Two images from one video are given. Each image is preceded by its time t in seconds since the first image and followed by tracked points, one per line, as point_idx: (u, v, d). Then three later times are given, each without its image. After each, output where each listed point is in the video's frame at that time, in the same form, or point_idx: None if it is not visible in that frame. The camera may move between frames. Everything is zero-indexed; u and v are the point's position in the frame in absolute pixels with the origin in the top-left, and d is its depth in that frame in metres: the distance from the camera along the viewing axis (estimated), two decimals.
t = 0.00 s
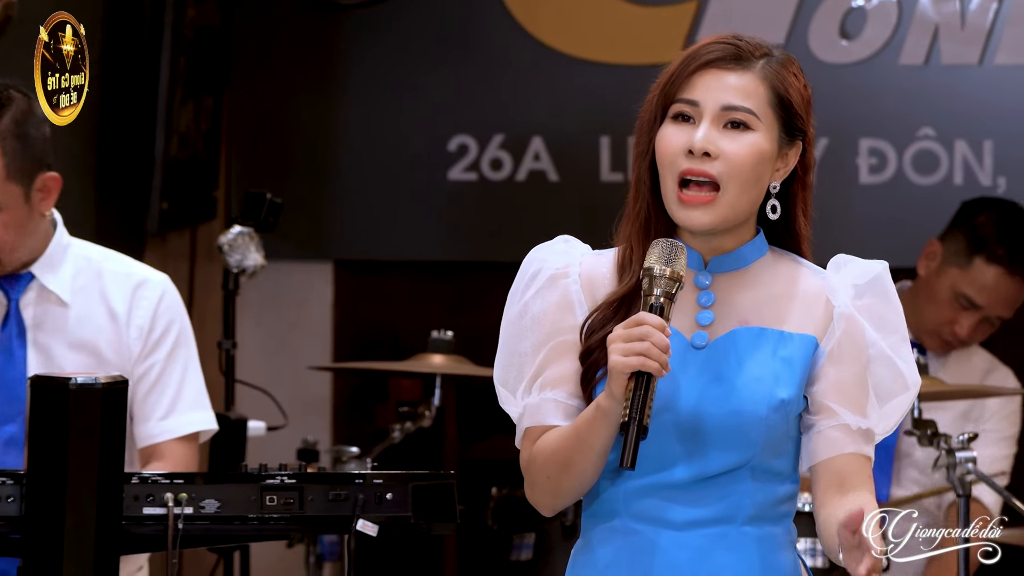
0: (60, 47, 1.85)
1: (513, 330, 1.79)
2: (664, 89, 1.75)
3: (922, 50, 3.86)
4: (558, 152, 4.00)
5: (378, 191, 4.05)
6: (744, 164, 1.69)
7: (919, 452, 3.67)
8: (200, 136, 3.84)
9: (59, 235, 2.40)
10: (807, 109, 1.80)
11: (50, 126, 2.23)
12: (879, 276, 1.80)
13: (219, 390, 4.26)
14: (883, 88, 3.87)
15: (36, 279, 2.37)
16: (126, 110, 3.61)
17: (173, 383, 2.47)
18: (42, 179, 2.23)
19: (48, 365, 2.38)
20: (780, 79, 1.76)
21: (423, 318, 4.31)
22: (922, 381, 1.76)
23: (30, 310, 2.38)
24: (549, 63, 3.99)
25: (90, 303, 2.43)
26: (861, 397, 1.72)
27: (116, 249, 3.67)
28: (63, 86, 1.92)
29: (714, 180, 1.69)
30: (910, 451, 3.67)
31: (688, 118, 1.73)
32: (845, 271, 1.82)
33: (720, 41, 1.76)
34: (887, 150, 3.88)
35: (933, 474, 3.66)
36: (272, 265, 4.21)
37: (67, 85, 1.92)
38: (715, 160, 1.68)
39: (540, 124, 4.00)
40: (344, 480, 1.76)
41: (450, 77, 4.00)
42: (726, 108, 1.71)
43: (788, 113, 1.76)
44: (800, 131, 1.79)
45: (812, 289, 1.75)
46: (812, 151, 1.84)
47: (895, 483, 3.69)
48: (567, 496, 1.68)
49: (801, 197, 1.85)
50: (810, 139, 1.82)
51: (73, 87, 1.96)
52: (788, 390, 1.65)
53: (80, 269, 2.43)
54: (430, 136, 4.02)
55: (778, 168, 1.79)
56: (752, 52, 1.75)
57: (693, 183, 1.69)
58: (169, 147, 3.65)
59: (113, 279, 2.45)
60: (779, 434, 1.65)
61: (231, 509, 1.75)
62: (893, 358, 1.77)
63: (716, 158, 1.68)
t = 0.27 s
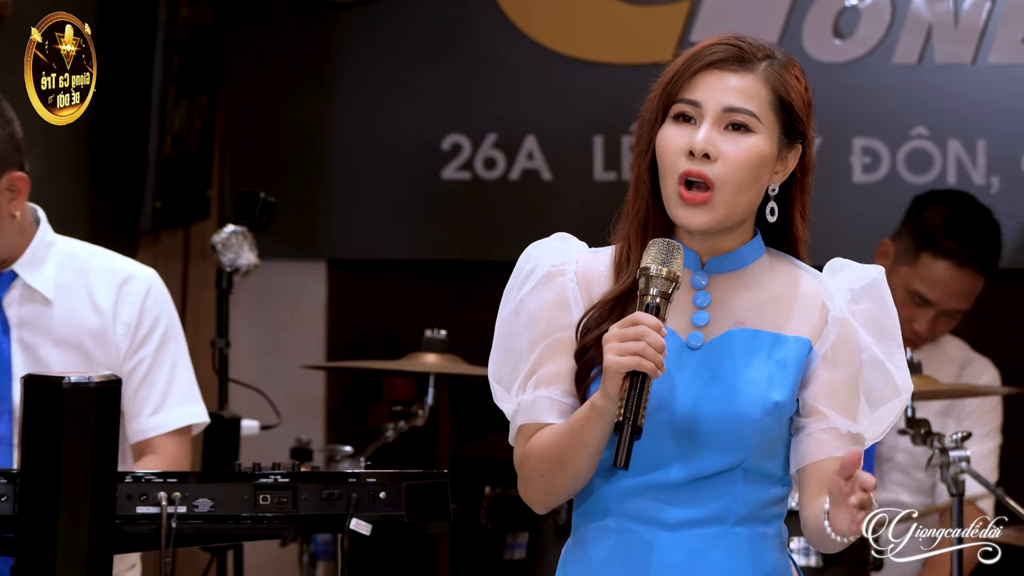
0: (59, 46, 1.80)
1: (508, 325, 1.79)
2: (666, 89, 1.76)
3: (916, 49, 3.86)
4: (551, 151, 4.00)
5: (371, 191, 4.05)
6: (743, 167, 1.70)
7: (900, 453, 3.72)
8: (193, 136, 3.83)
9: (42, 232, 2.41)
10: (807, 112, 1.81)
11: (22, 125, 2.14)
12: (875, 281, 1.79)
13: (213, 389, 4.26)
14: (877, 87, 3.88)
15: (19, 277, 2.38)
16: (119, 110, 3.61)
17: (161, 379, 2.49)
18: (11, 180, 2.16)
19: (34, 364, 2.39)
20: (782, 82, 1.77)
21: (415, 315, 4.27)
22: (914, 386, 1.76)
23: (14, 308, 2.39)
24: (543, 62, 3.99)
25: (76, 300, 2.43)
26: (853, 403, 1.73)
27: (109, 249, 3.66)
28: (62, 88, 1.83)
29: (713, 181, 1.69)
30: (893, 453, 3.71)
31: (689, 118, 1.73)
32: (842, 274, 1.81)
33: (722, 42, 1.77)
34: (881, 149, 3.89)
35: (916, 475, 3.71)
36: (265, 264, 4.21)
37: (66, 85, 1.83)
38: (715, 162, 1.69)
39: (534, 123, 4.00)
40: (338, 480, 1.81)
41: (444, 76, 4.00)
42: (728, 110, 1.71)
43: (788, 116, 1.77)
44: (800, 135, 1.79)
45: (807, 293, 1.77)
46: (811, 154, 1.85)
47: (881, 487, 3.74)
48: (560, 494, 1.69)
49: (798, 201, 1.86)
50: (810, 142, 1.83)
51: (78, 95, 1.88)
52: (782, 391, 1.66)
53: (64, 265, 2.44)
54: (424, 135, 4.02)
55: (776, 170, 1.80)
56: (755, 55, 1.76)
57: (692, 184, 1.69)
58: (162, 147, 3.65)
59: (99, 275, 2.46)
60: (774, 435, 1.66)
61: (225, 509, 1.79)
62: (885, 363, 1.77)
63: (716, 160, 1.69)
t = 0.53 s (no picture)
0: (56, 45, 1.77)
1: (503, 324, 1.80)
2: (664, 89, 1.76)
3: (910, 49, 3.86)
4: (545, 150, 4.01)
5: (365, 190, 4.04)
6: (741, 168, 1.70)
7: (887, 453, 3.71)
8: (187, 135, 3.83)
9: (30, 229, 2.42)
10: (805, 115, 1.82)
11: None
12: (870, 284, 1.80)
13: (206, 388, 4.25)
14: (872, 86, 3.88)
15: (6, 275, 2.38)
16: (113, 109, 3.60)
17: (152, 374, 2.51)
18: None
19: (24, 363, 2.39)
20: (780, 85, 1.77)
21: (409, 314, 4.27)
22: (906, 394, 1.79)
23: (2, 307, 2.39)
24: (537, 61, 3.99)
25: (64, 298, 2.43)
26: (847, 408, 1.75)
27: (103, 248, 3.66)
28: (61, 88, 1.78)
29: (710, 182, 1.69)
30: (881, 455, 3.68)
31: (687, 119, 1.73)
32: (837, 277, 1.82)
33: (722, 44, 1.77)
34: (875, 148, 3.89)
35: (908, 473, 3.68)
36: (259, 263, 4.20)
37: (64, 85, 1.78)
38: (713, 163, 1.69)
39: (528, 123, 4.00)
40: (332, 479, 1.85)
41: (438, 75, 4.00)
42: (727, 111, 1.72)
43: (786, 119, 1.78)
44: (797, 138, 1.80)
45: (802, 294, 1.77)
46: (808, 157, 1.86)
47: (872, 488, 3.71)
48: (554, 493, 1.70)
49: (795, 203, 1.87)
50: (806, 145, 1.83)
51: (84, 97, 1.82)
52: (777, 392, 1.67)
53: (51, 263, 2.43)
54: (418, 134, 4.02)
55: (773, 173, 1.81)
56: (754, 57, 1.77)
57: (689, 185, 1.69)
58: (156, 147, 3.64)
59: (87, 271, 2.46)
60: (767, 437, 1.67)
61: (219, 508, 1.83)
62: (878, 367, 1.79)
63: (714, 161, 1.69)
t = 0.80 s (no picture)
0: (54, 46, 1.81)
1: (496, 328, 1.80)
2: (654, 87, 1.76)
3: (903, 48, 3.87)
4: (539, 149, 4.01)
5: (359, 190, 4.04)
6: (730, 167, 1.70)
7: (878, 451, 3.76)
8: (181, 134, 3.82)
9: (18, 227, 2.44)
10: (794, 114, 1.82)
11: None
12: (864, 281, 1.78)
13: (200, 388, 4.24)
14: (865, 85, 3.88)
15: None
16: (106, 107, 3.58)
17: (145, 371, 2.50)
18: None
19: (14, 362, 2.39)
20: (770, 84, 1.78)
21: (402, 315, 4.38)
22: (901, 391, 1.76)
23: None
24: (530, 60, 3.99)
25: (52, 295, 2.43)
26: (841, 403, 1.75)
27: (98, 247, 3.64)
28: (59, 89, 1.82)
29: (699, 180, 1.70)
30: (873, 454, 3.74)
31: (676, 117, 1.74)
32: (831, 272, 1.80)
33: (711, 43, 1.78)
34: (868, 147, 3.89)
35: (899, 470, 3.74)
36: (253, 262, 4.20)
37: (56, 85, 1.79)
38: (702, 162, 1.69)
39: (522, 122, 4.00)
40: (326, 480, 2.02)
41: (432, 73, 4.00)
42: (716, 110, 1.72)
43: (775, 118, 1.78)
44: (786, 136, 1.80)
45: (794, 291, 1.78)
46: (797, 156, 1.86)
47: (866, 487, 3.76)
48: (552, 496, 1.70)
49: (784, 200, 1.87)
50: (796, 144, 1.84)
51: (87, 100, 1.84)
52: (769, 391, 1.67)
53: (39, 260, 2.44)
54: (411, 133, 4.02)
55: (763, 171, 1.81)
56: (744, 56, 1.77)
57: (679, 184, 1.70)
58: (149, 145, 3.65)
59: (75, 268, 2.46)
60: (759, 435, 1.67)
61: (213, 507, 2.01)
62: (871, 364, 1.77)
63: (703, 160, 1.69)
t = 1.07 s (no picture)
0: (54, 46, 2.16)
1: (489, 339, 1.82)
2: (632, 87, 1.77)
3: (897, 47, 3.87)
4: (533, 148, 4.00)
5: (353, 189, 4.04)
6: (711, 162, 1.70)
7: (868, 450, 3.77)
8: (174, 133, 3.81)
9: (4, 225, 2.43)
10: (774, 108, 1.83)
11: None
12: (854, 270, 1.77)
13: (193, 387, 4.23)
14: (858, 84, 3.88)
15: None
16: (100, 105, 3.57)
17: (138, 366, 2.50)
18: None
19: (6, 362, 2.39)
20: (748, 78, 1.78)
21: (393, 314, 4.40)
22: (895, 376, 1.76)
23: None
24: (524, 59, 3.99)
25: (41, 293, 2.42)
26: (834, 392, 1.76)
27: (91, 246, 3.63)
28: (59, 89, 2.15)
29: (680, 177, 1.70)
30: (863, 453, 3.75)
31: (655, 115, 1.75)
32: (820, 262, 1.79)
33: (688, 39, 1.78)
34: (862, 146, 3.91)
35: (888, 469, 3.76)
36: (247, 261, 4.20)
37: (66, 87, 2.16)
38: (682, 158, 1.70)
39: (516, 121, 4.00)
40: (320, 479, 2.06)
41: (425, 72, 4.00)
42: (694, 106, 1.73)
43: (755, 113, 1.78)
44: (767, 131, 1.81)
45: (783, 285, 1.78)
46: (778, 151, 1.86)
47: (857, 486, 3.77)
48: (552, 505, 1.72)
49: (767, 195, 1.88)
50: (777, 138, 1.84)
51: (85, 99, 2.18)
52: (760, 386, 1.67)
53: (27, 258, 2.43)
54: (405, 132, 4.01)
55: (743, 166, 1.81)
56: (721, 51, 1.77)
57: (659, 181, 1.70)
58: (143, 144, 3.61)
59: (64, 265, 2.45)
60: (754, 431, 1.67)
61: (206, 505, 2.05)
62: (865, 354, 1.77)
63: (683, 156, 1.70)
